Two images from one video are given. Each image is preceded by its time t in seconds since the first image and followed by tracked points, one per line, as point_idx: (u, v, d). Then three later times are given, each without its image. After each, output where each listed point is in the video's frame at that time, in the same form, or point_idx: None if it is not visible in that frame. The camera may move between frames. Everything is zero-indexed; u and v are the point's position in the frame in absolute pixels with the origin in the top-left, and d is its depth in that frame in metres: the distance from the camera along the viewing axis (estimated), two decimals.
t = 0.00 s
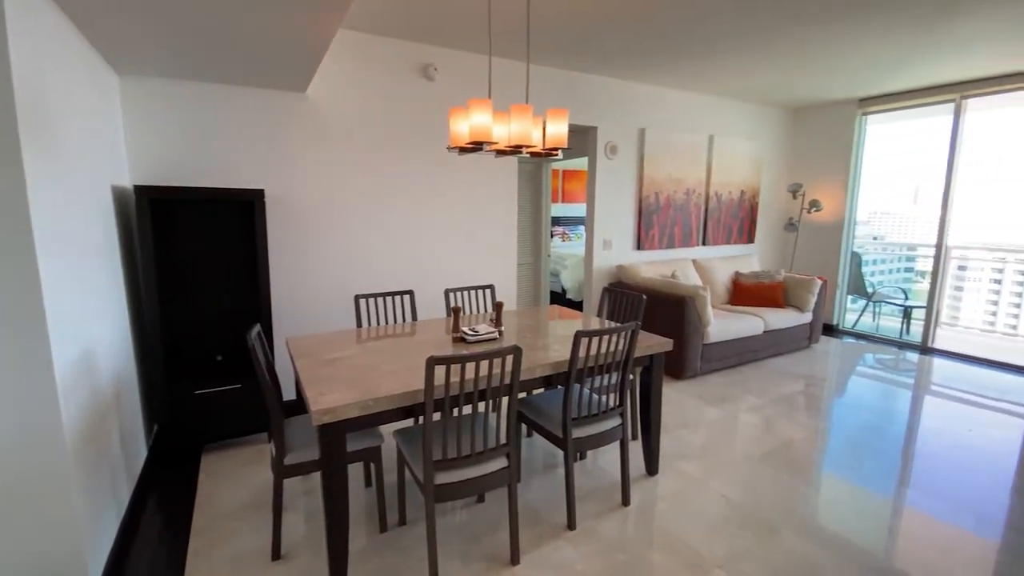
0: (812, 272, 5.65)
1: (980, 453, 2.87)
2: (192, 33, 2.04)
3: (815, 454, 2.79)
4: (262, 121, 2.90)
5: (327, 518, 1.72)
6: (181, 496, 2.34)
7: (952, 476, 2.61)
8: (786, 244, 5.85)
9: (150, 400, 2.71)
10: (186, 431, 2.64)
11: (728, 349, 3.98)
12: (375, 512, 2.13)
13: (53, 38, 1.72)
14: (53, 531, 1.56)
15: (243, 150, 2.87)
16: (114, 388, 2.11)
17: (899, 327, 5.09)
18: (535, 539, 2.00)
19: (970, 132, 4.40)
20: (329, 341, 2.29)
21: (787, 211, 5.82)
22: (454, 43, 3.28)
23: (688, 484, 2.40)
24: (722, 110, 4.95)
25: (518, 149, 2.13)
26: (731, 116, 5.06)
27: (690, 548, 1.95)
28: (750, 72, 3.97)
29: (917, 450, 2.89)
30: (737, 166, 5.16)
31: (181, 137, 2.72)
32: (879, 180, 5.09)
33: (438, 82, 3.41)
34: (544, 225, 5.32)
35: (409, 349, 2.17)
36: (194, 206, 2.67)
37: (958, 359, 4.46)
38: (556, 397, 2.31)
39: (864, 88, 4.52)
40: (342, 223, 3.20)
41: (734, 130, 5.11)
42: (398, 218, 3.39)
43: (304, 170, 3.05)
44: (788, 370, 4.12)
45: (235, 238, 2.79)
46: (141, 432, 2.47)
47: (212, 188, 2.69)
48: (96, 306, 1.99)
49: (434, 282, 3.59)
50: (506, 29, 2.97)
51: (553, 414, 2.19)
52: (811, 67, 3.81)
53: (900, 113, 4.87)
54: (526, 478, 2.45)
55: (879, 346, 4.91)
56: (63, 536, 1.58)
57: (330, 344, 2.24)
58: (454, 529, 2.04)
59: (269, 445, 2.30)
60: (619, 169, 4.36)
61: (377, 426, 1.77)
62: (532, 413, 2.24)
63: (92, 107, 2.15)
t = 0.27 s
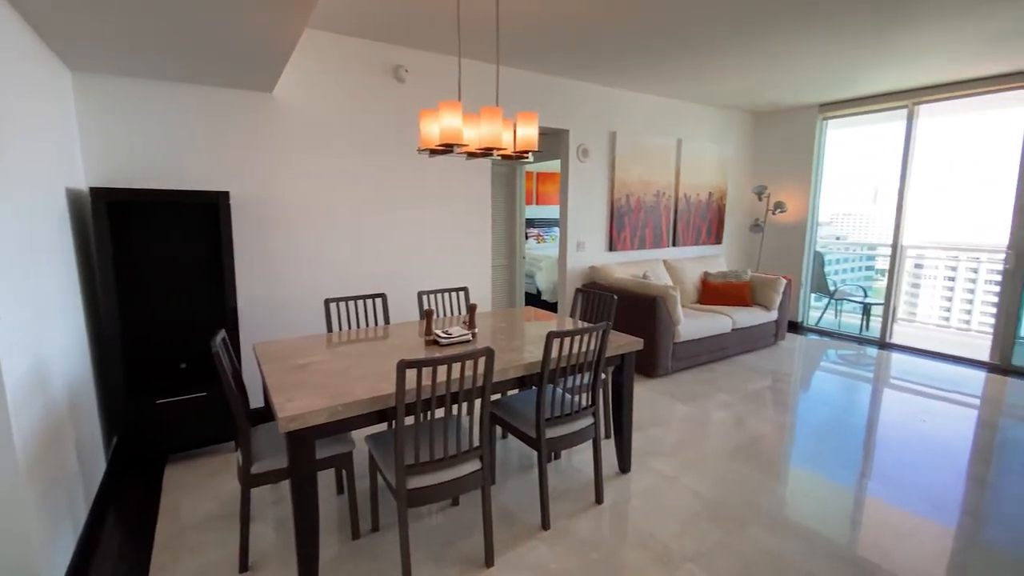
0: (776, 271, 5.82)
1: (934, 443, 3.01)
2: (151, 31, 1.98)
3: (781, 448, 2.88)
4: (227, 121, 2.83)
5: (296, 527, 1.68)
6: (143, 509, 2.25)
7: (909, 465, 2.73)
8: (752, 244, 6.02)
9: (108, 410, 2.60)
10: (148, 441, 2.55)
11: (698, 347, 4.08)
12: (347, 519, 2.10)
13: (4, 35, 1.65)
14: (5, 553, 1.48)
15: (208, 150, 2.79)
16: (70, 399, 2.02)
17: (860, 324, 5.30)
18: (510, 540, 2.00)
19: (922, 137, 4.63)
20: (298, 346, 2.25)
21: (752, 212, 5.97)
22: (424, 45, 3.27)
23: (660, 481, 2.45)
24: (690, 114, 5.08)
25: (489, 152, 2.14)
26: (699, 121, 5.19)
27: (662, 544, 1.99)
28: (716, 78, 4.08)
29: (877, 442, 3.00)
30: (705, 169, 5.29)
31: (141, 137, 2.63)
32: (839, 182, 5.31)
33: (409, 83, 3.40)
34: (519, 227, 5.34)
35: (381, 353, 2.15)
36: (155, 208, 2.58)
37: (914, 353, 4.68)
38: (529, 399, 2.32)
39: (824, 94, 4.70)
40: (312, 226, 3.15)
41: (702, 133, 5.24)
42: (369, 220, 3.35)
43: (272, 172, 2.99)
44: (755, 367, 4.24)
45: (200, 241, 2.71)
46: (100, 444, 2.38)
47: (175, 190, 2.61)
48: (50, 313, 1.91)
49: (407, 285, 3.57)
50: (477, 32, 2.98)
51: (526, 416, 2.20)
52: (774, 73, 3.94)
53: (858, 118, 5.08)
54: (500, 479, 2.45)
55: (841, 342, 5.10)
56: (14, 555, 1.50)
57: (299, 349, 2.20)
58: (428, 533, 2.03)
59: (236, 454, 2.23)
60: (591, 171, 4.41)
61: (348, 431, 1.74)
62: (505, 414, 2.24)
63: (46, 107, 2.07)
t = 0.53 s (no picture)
0: (744, 271, 5.99)
1: (892, 435, 3.14)
2: (108, 28, 1.92)
3: (748, 443, 2.96)
4: (191, 121, 2.75)
5: (264, 536, 1.64)
6: (102, 524, 2.16)
7: (869, 457, 2.84)
8: (721, 245, 6.17)
9: (64, 422, 2.50)
10: (108, 453, 2.45)
11: (669, 346, 4.16)
12: (317, 527, 2.06)
13: None
14: None
15: (170, 151, 2.71)
16: (22, 410, 1.93)
17: (823, 322, 5.49)
18: (484, 542, 2.00)
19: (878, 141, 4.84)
20: (266, 352, 2.20)
21: (721, 214, 6.14)
22: (394, 46, 3.26)
23: (632, 478, 2.48)
24: (660, 118, 5.19)
25: (460, 154, 2.14)
26: (668, 124, 5.30)
27: (634, 541, 2.01)
28: (684, 82, 4.18)
29: (839, 435, 3.12)
30: (675, 172, 5.41)
31: (98, 137, 2.53)
32: (801, 184, 5.50)
33: (380, 84, 3.38)
34: (493, 229, 5.35)
35: (352, 357, 2.12)
36: (114, 211, 2.49)
37: (874, 349, 4.88)
38: (502, 400, 2.33)
39: (786, 99, 4.86)
40: (281, 228, 3.09)
41: (671, 137, 5.35)
42: (340, 222, 3.31)
43: (239, 173, 2.92)
44: (725, 365, 4.35)
45: (162, 245, 2.63)
46: (55, 457, 2.27)
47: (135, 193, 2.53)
48: None
49: (379, 288, 3.54)
50: (447, 33, 2.99)
51: (499, 417, 2.20)
52: (738, 78, 4.06)
53: (819, 123, 5.28)
54: (475, 482, 2.45)
55: (806, 339, 5.28)
56: None
57: (267, 355, 2.15)
58: (401, 539, 2.01)
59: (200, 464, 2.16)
60: (564, 174, 4.46)
61: (317, 437, 1.71)
62: (478, 416, 2.24)
63: None
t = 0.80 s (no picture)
0: (713, 272, 6.14)
1: (853, 429, 3.26)
2: (61, 26, 1.86)
3: (717, 439, 3.03)
4: (152, 122, 2.67)
5: (229, 548, 1.60)
6: (57, 541, 2.07)
7: (832, 451, 2.95)
8: (690, 247, 6.31)
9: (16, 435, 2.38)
10: (64, 466, 2.35)
11: (641, 346, 4.22)
12: (286, 536, 2.02)
13: None
14: None
15: (130, 153, 2.63)
16: None
17: (789, 320, 5.67)
18: (457, 545, 2.00)
19: (837, 147, 5.04)
20: (231, 358, 2.15)
21: (690, 217, 6.28)
22: (364, 47, 3.23)
23: (604, 477, 2.51)
24: (630, 123, 5.27)
25: (430, 157, 2.14)
26: (638, 129, 5.40)
27: (606, 539, 2.04)
28: (652, 87, 4.26)
29: (804, 430, 3.22)
30: (646, 175, 5.51)
31: (53, 138, 2.44)
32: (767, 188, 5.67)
33: (350, 86, 3.35)
34: (467, 231, 5.35)
35: (321, 363, 2.09)
36: (69, 214, 2.39)
37: (836, 346, 5.07)
38: (476, 403, 2.33)
39: (752, 105, 5.01)
40: (247, 232, 3.03)
41: (642, 141, 5.45)
42: (309, 225, 3.27)
43: (203, 176, 2.85)
44: (695, 364, 4.44)
45: (122, 250, 2.54)
46: (7, 472, 2.17)
47: (91, 195, 2.43)
48: None
49: (350, 291, 3.50)
50: (417, 35, 2.98)
51: (472, 421, 2.20)
52: (705, 84, 4.16)
53: (782, 129, 5.46)
54: (448, 486, 2.44)
55: (773, 338, 5.44)
56: None
57: (232, 362, 2.10)
58: (374, 545, 1.99)
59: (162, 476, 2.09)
60: (538, 177, 4.49)
61: (284, 445, 1.68)
62: (451, 420, 2.24)
63: None
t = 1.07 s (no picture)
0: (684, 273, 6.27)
1: (817, 424, 3.38)
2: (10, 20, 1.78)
3: (688, 437, 3.10)
4: (111, 122, 2.58)
5: (193, 562, 1.56)
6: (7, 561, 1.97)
7: (797, 446, 3.04)
8: (662, 249, 6.43)
9: None
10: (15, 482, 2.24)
11: (615, 347, 4.28)
12: (254, 547, 1.98)
13: None
14: None
15: (87, 154, 2.53)
16: None
17: (756, 320, 5.84)
18: (430, 550, 1.98)
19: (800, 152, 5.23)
20: (197, 366, 2.09)
21: (662, 220, 6.41)
22: (334, 48, 3.20)
23: (577, 478, 2.54)
24: (602, 127, 5.35)
25: (401, 160, 2.13)
26: (610, 134, 5.48)
27: (579, 539, 2.06)
28: (623, 92, 4.34)
29: (771, 427, 3.32)
30: (618, 179, 5.59)
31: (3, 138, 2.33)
32: (734, 191, 5.83)
33: (320, 88, 3.31)
34: (442, 235, 5.34)
35: (290, 369, 2.05)
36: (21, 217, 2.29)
37: (801, 344, 5.25)
38: (449, 407, 2.32)
39: (719, 111, 5.15)
40: (213, 235, 2.95)
41: (614, 145, 5.53)
42: (278, 228, 3.21)
43: (166, 178, 2.77)
44: (667, 363, 4.53)
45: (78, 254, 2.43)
46: None
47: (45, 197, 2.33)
48: None
49: (321, 295, 3.45)
50: (388, 37, 2.97)
51: (446, 425, 2.19)
52: (674, 90, 4.26)
53: (748, 134, 5.62)
54: (422, 491, 2.43)
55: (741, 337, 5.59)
56: None
57: (198, 370, 2.04)
58: (345, 553, 1.96)
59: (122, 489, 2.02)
60: (511, 180, 4.51)
61: (252, 453, 1.65)
62: (424, 424, 2.22)
63: None
